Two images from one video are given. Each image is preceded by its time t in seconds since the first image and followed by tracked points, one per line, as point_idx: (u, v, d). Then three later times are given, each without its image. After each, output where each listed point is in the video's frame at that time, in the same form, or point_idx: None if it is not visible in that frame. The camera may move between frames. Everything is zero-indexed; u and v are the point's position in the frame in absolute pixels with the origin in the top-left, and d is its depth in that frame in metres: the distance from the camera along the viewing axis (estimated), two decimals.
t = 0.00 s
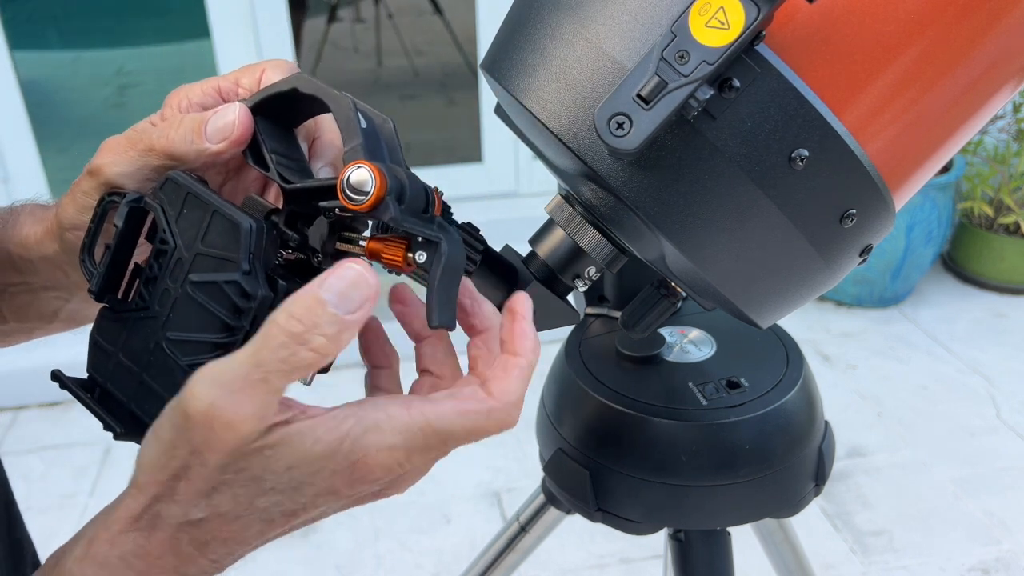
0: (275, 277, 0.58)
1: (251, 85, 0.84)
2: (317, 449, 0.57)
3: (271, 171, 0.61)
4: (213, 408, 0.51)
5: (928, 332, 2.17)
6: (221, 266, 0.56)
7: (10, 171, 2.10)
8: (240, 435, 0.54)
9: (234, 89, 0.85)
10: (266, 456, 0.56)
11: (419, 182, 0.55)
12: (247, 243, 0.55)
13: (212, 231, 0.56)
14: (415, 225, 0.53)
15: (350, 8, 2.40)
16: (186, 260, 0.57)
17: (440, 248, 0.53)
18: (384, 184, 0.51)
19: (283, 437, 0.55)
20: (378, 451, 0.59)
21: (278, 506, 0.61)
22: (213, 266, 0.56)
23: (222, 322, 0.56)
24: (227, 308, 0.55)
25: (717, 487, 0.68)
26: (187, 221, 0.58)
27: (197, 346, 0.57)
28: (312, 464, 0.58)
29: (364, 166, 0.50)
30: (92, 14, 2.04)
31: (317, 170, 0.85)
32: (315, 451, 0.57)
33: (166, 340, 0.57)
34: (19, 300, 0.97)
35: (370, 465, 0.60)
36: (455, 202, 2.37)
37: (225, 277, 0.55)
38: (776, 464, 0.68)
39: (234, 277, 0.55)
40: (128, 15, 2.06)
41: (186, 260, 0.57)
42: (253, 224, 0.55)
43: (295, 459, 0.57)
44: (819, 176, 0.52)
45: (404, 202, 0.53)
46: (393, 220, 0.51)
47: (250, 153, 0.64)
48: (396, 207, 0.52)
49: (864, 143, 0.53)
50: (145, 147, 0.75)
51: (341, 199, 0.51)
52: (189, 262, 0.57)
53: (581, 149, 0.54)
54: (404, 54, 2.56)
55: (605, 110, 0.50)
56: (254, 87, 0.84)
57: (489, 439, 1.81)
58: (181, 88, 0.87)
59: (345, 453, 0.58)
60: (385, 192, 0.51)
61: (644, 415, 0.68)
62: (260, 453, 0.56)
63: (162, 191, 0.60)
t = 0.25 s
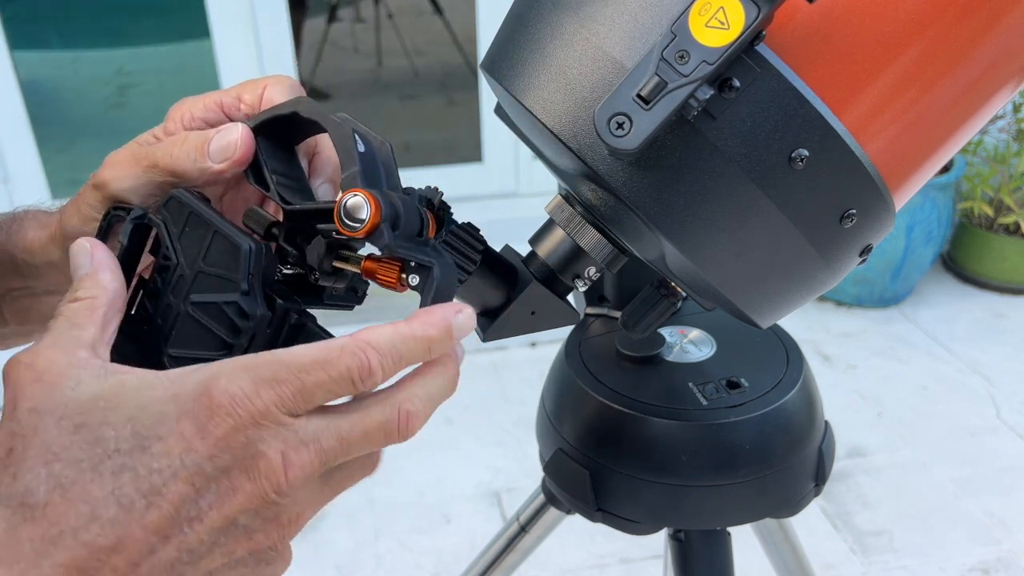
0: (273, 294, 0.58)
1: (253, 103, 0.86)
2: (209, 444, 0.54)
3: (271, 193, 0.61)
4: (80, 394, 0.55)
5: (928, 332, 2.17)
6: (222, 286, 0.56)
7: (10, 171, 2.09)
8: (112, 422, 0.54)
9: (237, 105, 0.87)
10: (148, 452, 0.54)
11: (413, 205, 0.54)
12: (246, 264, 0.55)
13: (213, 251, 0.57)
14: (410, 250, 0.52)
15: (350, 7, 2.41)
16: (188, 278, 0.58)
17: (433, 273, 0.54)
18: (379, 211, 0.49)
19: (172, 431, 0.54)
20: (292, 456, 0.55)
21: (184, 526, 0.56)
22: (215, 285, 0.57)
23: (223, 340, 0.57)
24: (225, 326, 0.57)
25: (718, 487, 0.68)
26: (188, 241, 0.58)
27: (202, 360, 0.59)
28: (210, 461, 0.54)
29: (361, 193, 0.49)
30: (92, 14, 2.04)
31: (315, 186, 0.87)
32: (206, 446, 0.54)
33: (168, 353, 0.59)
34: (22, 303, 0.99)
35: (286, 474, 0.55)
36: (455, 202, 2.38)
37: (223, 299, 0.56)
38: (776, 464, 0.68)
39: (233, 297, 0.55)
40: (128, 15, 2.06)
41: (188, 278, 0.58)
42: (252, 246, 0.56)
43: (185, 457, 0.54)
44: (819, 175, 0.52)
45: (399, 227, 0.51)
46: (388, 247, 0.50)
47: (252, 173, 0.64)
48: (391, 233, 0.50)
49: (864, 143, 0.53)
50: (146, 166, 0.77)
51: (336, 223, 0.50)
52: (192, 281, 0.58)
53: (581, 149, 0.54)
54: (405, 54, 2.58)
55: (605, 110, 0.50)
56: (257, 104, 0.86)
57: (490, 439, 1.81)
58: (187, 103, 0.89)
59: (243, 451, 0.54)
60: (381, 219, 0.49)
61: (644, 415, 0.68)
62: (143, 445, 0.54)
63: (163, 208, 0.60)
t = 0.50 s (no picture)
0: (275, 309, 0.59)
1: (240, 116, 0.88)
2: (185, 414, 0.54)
3: (264, 210, 0.61)
4: (55, 362, 0.55)
5: (928, 332, 2.17)
6: (226, 307, 0.56)
7: (9, 171, 2.09)
8: (85, 389, 0.54)
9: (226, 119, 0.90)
10: (121, 418, 0.54)
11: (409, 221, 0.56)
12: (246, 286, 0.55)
13: (212, 274, 0.57)
14: (389, 270, 0.54)
15: (351, 7, 2.42)
16: (191, 301, 0.58)
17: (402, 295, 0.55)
18: (371, 233, 0.51)
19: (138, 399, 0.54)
20: (266, 435, 0.57)
21: (153, 496, 0.55)
22: (216, 306, 0.57)
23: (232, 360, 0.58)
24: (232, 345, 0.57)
25: (718, 487, 0.68)
26: (187, 262, 0.58)
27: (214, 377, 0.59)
28: (183, 432, 0.54)
29: (358, 210, 0.51)
30: (92, 14, 2.04)
31: (307, 199, 0.80)
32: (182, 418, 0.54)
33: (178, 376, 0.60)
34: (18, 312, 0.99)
35: (260, 451, 0.57)
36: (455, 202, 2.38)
37: (227, 320, 0.56)
38: (776, 464, 0.68)
39: (237, 318, 0.56)
40: (128, 15, 2.05)
41: (191, 301, 0.58)
42: (250, 265, 0.55)
43: (158, 426, 0.54)
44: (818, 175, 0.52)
45: (384, 247, 0.53)
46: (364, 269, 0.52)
47: (245, 198, 0.65)
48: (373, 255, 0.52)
49: (864, 143, 0.53)
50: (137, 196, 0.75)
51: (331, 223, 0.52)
52: (195, 303, 0.58)
53: (581, 149, 0.54)
54: (404, 54, 2.61)
55: (605, 110, 0.50)
56: (244, 117, 0.88)
57: (490, 439, 1.81)
58: (179, 121, 0.91)
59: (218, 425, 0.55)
60: (369, 241, 0.51)
61: (644, 415, 0.68)
62: (115, 413, 0.54)
63: (161, 233, 0.59)
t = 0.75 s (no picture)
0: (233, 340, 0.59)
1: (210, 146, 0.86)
2: (138, 461, 0.55)
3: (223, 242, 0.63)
4: (24, 397, 0.57)
5: (928, 332, 2.17)
6: (183, 336, 0.57)
7: (9, 172, 2.12)
8: (46, 428, 0.56)
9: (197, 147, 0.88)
10: (76, 460, 0.56)
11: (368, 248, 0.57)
12: (204, 315, 0.56)
13: (170, 303, 0.57)
14: (348, 300, 0.55)
15: (351, 7, 2.36)
16: (148, 331, 0.58)
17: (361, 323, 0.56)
18: (327, 262, 0.53)
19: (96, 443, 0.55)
20: (218, 481, 0.57)
21: (105, 535, 0.58)
22: (173, 335, 0.57)
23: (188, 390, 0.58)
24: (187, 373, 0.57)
25: (718, 487, 0.68)
26: (146, 292, 0.58)
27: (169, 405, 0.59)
28: (135, 478, 0.56)
29: (313, 238, 0.52)
30: (92, 15, 2.04)
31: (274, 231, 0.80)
32: (136, 463, 0.55)
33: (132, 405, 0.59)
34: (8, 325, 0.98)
35: (209, 496, 0.57)
36: (455, 202, 2.38)
37: (184, 347, 0.56)
38: (776, 464, 0.68)
39: (192, 347, 0.56)
40: (127, 15, 2.05)
41: (148, 330, 0.58)
42: (206, 295, 0.56)
43: (110, 471, 0.56)
44: (819, 175, 0.52)
45: (343, 278, 0.55)
46: (324, 297, 0.53)
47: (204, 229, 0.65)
48: (331, 284, 0.53)
49: (864, 143, 0.53)
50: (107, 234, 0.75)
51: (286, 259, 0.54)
52: (151, 332, 0.57)
53: (581, 149, 0.54)
54: (404, 54, 2.55)
55: (605, 110, 0.50)
56: (214, 145, 0.86)
57: (490, 440, 1.81)
58: (149, 146, 0.90)
59: (170, 471, 0.56)
60: (325, 270, 0.52)
61: (644, 415, 0.68)
62: (72, 456, 0.56)
63: (119, 264, 0.60)
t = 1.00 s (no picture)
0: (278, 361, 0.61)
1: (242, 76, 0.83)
2: (157, 479, 0.55)
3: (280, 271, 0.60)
4: (71, 411, 0.60)
5: (928, 332, 2.17)
6: (227, 352, 0.59)
7: (10, 171, 2.13)
8: (80, 440, 0.58)
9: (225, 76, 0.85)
10: (101, 474, 0.56)
11: (410, 273, 0.56)
12: (252, 330, 0.59)
13: (224, 321, 0.60)
14: (384, 317, 0.54)
15: (351, 7, 2.40)
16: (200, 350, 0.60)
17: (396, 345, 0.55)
18: (365, 274, 0.52)
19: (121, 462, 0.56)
20: (234, 505, 0.56)
21: (122, 550, 0.57)
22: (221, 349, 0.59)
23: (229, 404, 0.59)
24: (227, 387, 0.58)
25: (717, 487, 0.68)
26: (202, 314, 0.61)
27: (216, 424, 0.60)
28: (153, 496, 0.55)
29: (351, 251, 0.52)
30: (92, 15, 2.04)
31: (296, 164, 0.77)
32: (155, 481, 0.55)
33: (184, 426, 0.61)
34: (55, 270, 0.97)
35: (224, 520, 0.56)
36: (455, 202, 2.38)
37: (228, 358, 0.58)
38: (776, 464, 0.68)
39: (237, 358, 0.58)
40: (128, 15, 2.06)
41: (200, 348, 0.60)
42: (257, 313, 0.59)
43: (131, 487, 0.56)
44: (818, 175, 0.52)
45: (381, 294, 0.54)
46: (356, 310, 0.52)
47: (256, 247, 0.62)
48: (367, 300, 0.52)
49: (864, 143, 0.53)
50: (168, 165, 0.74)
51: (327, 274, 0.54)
52: (201, 349, 0.60)
53: (581, 149, 0.54)
54: (405, 54, 2.57)
55: (605, 109, 0.50)
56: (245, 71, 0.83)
57: (490, 440, 1.81)
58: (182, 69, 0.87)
59: (185, 492, 0.55)
60: (362, 283, 0.52)
61: (643, 415, 0.68)
62: (98, 472, 0.56)
63: (186, 288, 0.63)
